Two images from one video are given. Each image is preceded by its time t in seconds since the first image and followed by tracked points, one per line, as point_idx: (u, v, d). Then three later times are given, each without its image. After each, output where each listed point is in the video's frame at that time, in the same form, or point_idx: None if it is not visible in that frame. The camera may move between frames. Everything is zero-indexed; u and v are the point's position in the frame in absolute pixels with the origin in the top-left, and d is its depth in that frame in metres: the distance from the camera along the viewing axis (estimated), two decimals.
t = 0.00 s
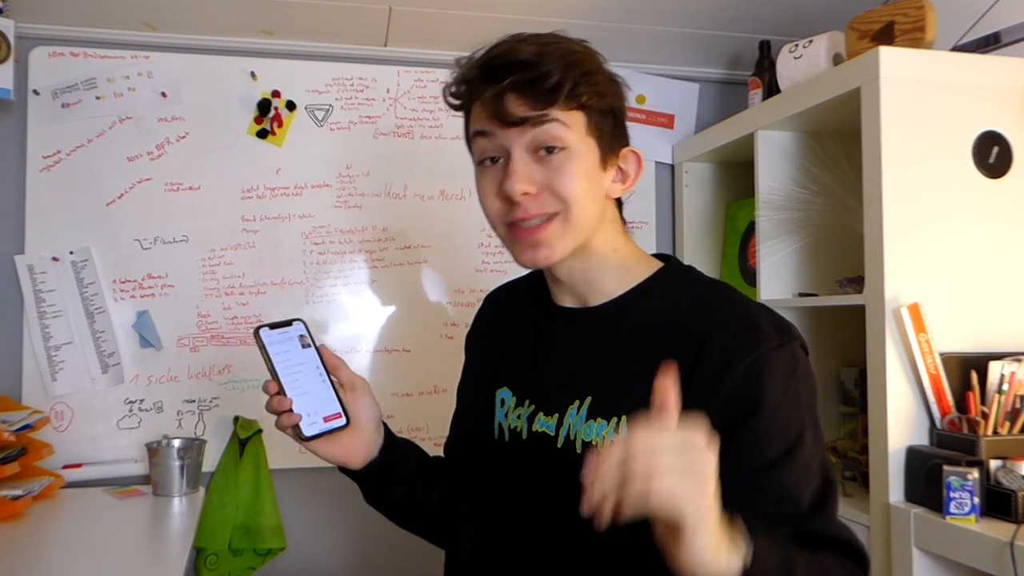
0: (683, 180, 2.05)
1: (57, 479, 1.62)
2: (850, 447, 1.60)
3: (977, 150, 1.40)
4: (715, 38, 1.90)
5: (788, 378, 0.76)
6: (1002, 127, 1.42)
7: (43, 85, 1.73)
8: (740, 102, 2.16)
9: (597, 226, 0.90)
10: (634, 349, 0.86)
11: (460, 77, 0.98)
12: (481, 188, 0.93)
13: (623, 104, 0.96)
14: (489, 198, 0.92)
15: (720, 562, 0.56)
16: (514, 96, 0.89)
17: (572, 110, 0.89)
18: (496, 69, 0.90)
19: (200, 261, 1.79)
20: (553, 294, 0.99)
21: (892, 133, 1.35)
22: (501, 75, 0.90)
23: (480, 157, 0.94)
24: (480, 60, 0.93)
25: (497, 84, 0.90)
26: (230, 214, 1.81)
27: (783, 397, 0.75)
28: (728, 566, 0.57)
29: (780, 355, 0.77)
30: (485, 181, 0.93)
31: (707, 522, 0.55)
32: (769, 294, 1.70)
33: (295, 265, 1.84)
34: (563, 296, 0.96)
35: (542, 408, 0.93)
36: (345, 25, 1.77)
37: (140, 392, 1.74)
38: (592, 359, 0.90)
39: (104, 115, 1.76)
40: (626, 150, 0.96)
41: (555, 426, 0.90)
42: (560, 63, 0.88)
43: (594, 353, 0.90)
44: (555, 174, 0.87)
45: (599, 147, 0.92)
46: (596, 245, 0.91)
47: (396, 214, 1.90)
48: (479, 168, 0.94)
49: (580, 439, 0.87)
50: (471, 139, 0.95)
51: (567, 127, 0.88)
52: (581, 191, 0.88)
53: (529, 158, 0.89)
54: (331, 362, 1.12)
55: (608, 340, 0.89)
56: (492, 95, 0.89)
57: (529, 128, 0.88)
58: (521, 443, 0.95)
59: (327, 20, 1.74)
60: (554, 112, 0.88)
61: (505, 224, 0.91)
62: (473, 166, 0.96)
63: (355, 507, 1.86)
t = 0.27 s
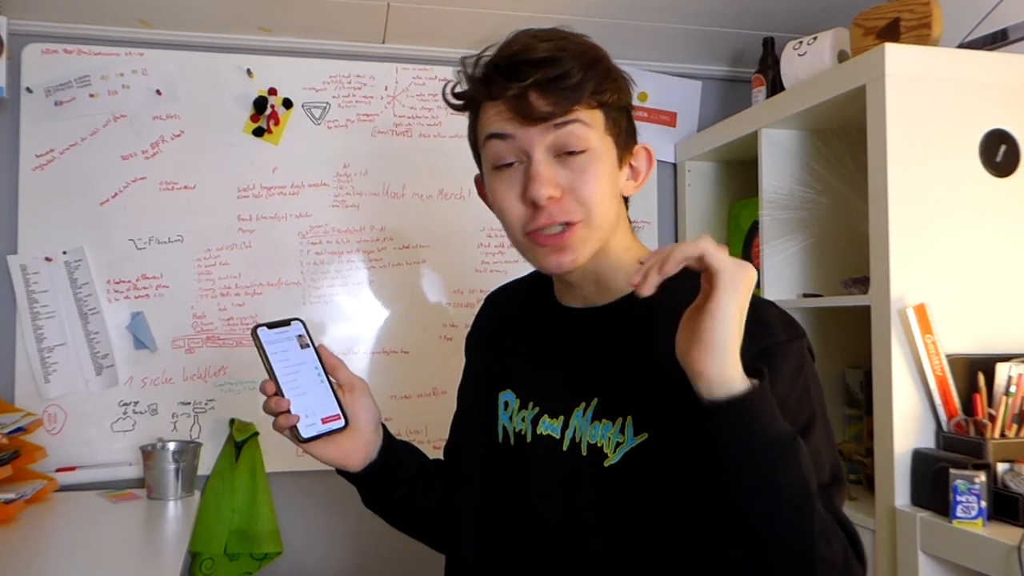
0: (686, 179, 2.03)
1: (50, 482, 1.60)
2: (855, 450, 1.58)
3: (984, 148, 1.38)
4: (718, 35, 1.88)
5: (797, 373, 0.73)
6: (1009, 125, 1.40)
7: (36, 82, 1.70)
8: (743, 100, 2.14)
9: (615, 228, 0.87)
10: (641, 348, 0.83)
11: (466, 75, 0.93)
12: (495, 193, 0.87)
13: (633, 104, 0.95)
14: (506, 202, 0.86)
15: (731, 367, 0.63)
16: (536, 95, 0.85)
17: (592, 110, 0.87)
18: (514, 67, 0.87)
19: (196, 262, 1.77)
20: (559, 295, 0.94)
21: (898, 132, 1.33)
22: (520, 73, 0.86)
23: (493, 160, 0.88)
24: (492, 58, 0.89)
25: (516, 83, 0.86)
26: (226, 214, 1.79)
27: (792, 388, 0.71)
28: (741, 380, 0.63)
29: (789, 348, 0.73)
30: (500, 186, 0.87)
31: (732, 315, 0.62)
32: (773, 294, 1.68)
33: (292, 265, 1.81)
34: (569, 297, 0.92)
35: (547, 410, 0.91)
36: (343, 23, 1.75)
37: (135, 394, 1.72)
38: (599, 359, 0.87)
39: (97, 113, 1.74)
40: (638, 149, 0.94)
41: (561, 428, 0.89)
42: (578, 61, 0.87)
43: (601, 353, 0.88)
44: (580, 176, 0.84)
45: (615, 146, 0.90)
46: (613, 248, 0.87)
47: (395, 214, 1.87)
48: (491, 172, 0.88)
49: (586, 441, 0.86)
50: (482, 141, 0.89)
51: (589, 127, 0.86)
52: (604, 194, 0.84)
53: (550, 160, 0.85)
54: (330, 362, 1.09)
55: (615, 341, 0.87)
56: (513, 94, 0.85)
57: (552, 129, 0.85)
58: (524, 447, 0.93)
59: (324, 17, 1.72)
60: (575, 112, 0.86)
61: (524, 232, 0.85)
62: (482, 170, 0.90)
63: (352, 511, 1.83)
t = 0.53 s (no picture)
0: (689, 178, 2.00)
1: (43, 486, 1.57)
2: (860, 453, 1.55)
3: (991, 147, 1.36)
4: (720, 33, 1.86)
5: (796, 394, 0.73)
6: (1016, 124, 1.38)
7: (29, 80, 1.68)
8: (746, 98, 2.12)
9: (605, 234, 0.86)
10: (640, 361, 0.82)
11: (443, 84, 0.90)
12: (479, 208, 0.87)
13: (620, 102, 0.92)
14: (490, 219, 0.86)
15: None
16: (510, 109, 0.82)
17: (571, 119, 0.84)
18: (486, 81, 0.83)
19: (191, 262, 1.74)
20: (551, 300, 0.93)
21: (903, 130, 1.30)
22: (493, 88, 0.83)
23: (473, 173, 0.86)
24: (466, 68, 0.86)
25: (489, 98, 0.83)
26: (222, 213, 1.77)
27: (791, 411, 0.72)
28: None
29: (789, 367, 0.74)
30: (482, 202, 0.86)
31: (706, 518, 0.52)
32: (776, 296, 1.65)
33: (289, 266, 1.79)
34: (562, 303, 0.90)
35: (541, 419, 0.89)
36: (340, 20, 1.73)
37: (129, 397, 1.70)
38: (594, 368, 0.85)
39: (91, 111, 1.72)
40: (626, 149, 0.92)
41: (555, 438, 0.86)
42: (555, 68, 0.82)
43: (597, 363, 0.85)
44: (560, 191, 0.82)
45: (601, 151, 0.87)
46: (603, 255, 0.86)
47: (393, 214, 1.85)
48: (473, 186, 0.87)
49: (579, 454, 0.83)
50: (461, 155, 0.88)
51: (568, 138, 0.83)
52: (587, 206, 0.83)
53: (530, 175, 0.83)
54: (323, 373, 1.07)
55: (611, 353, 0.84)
56: (485, 111, 0.82)
57: (529, 144, 0.82)
58: (519, 455, 0.91)
59: (321, 13, 1.70)
60: (552, 124, 0.83)
61: (510, 247, 0.85)
62: (465, 183, 0.89)
63: (350, 514, 1.81)
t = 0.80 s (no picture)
0: (691, 177, 1.98)
1: (37, 490, 1.55)
2: (865, 457, 1.53)
3: (998, 146, 1.33)
4: (723, 30, 1.83)
5: (803, 386, 0.68)
6: None
7: (22, 79, 1.66)
8: (748, 97, 2.09)
9: (607, 230, 0.83)
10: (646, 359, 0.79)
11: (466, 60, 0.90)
12: (482, 183, 0.86)
13: (640, 103, 0.90)
14: (490, 195, 0.84)
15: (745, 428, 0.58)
16: (524, 87, 0.81)
17: (583, 105, 0.82)
18: (506, 57, 0.83)
19: (186, 263, 1.72)
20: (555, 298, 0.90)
21: (909, 128, 1.28)
22: (512, 63, 0.82)
23: (483, 149, 0.85)
24: (488, 44, 0.86)
25: (506, 72, 0.82)
26: (217, 213, 1.74)
27: (797, 405, 0.66)
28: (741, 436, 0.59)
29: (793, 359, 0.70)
30: (485, 177, 0.85)
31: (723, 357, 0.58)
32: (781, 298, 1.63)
33: (286, 267, 1.77)
34: (565, 298, 0.88)
35: (545, 418, 0.87)
36: (337, 17, 1.71)
37: (124, 399, 1.68)
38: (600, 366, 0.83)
39: (85, 110, 1.69)
40: (640, 149, 0.89)
41: (560, 437, 0.85)
42: (574, 53, 0.81)
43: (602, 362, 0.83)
44: (561, 174, 0.80)
45: (611, 145, 0.85)
46: (604, 251, 0.83)
47: (391, 213, 1.83)
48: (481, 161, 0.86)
49: (585, 451, 0.82)
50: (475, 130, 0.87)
51: (577, 123, 0.81)
52: (589, 195, 0.81)
53: (534, 154, 0.81)
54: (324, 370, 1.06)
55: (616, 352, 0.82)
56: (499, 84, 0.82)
57: (537, 123, 0.81)
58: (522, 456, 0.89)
59: (318, 11, 1.67)
60: (564, 106, 0.81)
61: (505, 226, 0.83)
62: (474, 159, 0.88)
63: (348, 518, 1.79)
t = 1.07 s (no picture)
0: (693, 176, 1.96)
1: (29, 494, 1.53)
2: (870, 461, 1.51)
3: (1006, 145, 1.31)
4: (725, 28, 1.81)
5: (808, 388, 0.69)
6: None
7: (15, 77, 1.64)
8: (751, 95, 2.07)
9: (622, 215, 0.83)
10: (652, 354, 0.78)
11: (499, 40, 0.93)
12: (505, 154, 0.87)
13: (665, 99, 0.91)
14: (513, 164, 0.85)
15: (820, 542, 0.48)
16: (557, 60, 0.84)
17: (613, 85, 0.84)
18: (542, 31, 0.86)
19: (182, 264, 1.70)
20: (563, 292, 0.89)
21: (915, 126, 1.26)
22: (547, 38, 0.85)
23: (509, 121, 0.87)
24: (526, 21, 0.89)
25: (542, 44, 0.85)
26: (214, 213, 1.72)
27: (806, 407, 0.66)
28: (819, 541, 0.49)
29: (802, 360, 0.70)
30: (510, 147, 0.86)
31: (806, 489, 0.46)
32: (785, 298, 1.61)
33: (283, 267, 1.75)
34: (573, 292, 0.87)
35: (547, 411, 0.85)
36: (334, 14, 1.68)
37: (118, 402, 1.65)
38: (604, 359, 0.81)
39: (79, 109, 1.67)
40: (659, 143, 0.89)
41: (561, 431, 0.82)
42: (608, 34, 0.84)
43: (606, 356, 0.81)
44: (586, 146, 0.81)
45: (635, 131, 0.86)
46: (618, 235, 0.83)
47: (390, 213, 1.81)
48: (506, 133, 0.88)
49: (585, 446, 0.80)
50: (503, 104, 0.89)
51: (606, 100, 0.83)
52: (610, 169, 0.81)
53: (561, 125, 0.83)
54: (331, 359, 1.03)
55: (621, 347, 0.80)
56: (534, 54, 0.84)
57: (567, 94, 0.83)
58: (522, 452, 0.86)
59: (315, 8, 1.65)
60: (594, 82, 0.83)
61: (525, 195, 0.83)
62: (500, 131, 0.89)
63: (346, 522, 1.77)
